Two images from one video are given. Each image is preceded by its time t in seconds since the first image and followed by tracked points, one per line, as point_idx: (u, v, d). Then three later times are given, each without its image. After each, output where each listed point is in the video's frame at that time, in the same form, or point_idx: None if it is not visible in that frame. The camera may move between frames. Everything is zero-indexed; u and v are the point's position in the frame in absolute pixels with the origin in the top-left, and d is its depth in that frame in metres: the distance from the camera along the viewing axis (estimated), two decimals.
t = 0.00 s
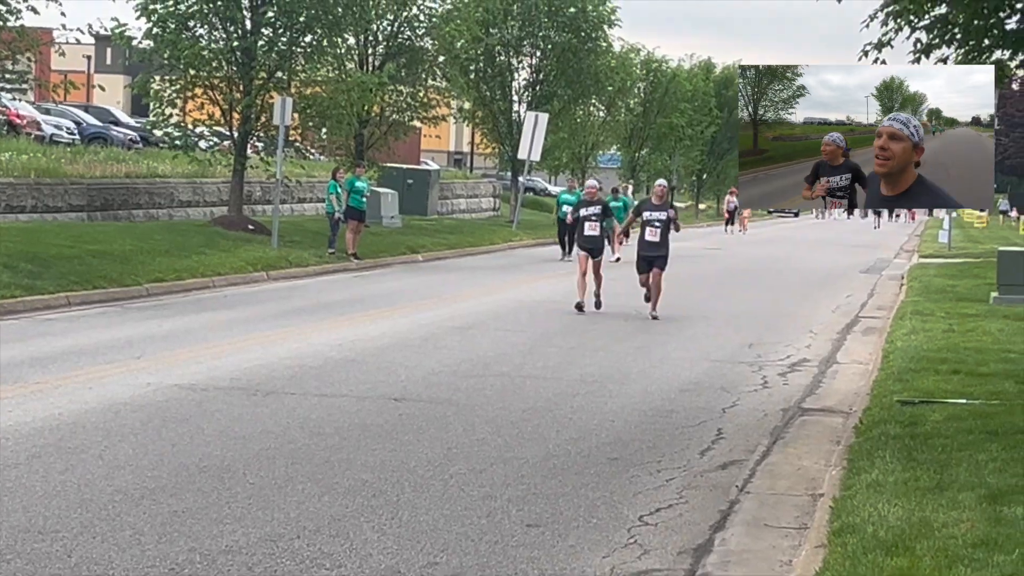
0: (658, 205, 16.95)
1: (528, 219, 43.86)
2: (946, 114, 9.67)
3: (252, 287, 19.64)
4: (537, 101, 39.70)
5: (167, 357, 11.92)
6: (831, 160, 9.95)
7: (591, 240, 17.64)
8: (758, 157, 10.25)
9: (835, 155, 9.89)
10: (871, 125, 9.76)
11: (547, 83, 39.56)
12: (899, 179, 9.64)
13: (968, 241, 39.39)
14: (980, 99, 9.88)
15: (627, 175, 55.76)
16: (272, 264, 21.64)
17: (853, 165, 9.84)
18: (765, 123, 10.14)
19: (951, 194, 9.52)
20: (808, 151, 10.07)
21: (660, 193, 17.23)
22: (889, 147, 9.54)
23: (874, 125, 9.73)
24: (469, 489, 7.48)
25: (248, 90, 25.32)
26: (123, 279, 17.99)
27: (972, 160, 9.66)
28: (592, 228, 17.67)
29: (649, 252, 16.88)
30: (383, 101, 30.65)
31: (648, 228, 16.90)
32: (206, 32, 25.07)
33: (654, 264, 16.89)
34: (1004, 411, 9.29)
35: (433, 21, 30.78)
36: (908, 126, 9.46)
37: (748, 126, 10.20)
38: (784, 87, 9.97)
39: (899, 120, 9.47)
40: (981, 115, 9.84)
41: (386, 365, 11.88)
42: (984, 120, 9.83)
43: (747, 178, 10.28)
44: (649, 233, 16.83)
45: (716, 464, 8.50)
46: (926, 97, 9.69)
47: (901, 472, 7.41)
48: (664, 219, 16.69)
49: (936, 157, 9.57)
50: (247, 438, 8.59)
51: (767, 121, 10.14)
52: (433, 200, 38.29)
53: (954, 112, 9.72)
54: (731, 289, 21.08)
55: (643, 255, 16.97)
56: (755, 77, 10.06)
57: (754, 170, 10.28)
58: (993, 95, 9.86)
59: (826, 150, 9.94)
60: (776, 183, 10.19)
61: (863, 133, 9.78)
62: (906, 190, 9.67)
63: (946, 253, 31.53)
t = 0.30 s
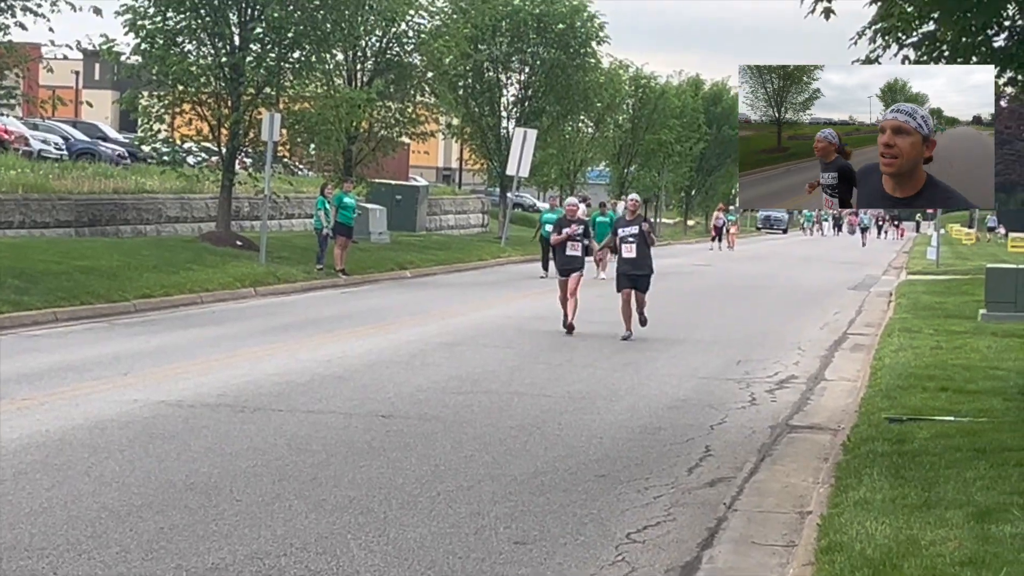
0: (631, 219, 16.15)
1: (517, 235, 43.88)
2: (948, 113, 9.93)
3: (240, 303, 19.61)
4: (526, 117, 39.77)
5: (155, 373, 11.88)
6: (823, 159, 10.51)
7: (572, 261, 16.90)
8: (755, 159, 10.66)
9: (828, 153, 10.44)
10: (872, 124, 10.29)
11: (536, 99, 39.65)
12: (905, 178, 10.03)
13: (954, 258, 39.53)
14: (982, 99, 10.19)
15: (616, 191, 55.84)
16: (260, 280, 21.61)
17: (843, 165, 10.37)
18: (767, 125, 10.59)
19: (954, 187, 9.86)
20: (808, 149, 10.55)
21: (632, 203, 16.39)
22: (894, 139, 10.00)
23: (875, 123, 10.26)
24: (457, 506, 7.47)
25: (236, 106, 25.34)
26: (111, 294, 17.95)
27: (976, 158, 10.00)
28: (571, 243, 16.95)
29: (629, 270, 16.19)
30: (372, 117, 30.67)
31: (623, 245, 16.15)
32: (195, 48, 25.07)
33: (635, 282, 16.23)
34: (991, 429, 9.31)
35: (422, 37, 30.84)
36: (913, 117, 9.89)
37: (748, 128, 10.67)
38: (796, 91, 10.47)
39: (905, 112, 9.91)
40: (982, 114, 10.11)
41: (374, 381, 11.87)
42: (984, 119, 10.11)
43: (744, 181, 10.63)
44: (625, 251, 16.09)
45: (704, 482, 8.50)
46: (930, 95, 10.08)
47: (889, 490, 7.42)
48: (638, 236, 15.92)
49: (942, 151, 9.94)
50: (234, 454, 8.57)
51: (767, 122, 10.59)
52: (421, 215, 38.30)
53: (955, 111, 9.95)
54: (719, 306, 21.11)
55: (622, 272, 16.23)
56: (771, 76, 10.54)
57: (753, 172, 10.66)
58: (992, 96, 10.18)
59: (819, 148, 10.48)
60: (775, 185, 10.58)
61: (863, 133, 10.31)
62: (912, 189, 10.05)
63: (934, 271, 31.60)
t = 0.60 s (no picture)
0: (612, 234, 15.78)
1: (505, 249, 43.89)
2: (949, 112, 9.53)
3: (228, 317, 19.57)
4: (514, 131, 39.86)
5: (141, 387, 11.85)
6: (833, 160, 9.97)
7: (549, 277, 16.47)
8: (765, 158, 10.12)
9: (837, 154, 9.91)
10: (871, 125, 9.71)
11: (524, 114, 39.75)
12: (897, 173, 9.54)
13: (941, 272, 39.69)
14: (981, 97, 9.70)
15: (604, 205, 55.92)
16: (248, 294, 21.59)
17: (855, 165, 9.90)
18: (777, 126, 10.00)
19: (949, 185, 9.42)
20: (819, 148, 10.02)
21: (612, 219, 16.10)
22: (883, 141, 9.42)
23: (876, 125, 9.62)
24: (443, 521, 7.47)
25: (224, 120, 25.37)
26: (97, 308, 17.91)
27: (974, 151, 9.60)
28: (545, 258, 16.37)
29: (605, 286, 15.67)
30: (360, 131, 30.71)
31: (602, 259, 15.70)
32: (183, 62, 25.08)
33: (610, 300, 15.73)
34: (976, 444, 9.34)
35: (410, 51, 30.93)
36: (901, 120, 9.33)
37: (762, 128, 10.05)
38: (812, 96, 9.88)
39: (892, 115, 9.34)
40: (982, 112, 9.67)
41: (361, 396, 11.86)
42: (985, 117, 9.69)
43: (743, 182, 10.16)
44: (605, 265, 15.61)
45: (691, 496, 8.51)
46: (930, 95, 9.56)
47: (875, 505, 7.44)
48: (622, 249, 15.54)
49: (934, 144, 9.46)
50: (220, 469, 8.55)
51: (782, 124, 10.00)
52: (410, 230, 38.31)
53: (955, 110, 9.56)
54: (707, 321, 21.15)
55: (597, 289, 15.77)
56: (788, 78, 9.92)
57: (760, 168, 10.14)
58: (993, 93, 9.68)
59: (828, 149, 9.93)
60: (774, 185, 10.10)
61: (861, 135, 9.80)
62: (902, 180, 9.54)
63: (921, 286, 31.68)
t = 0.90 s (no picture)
0: (581, 246, 15.27)
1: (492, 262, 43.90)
2: (946, 112, 8.79)
3: (215, 329, 19.54)
4: (502, 143, 39.92)
5: (127, 400, 11.82)
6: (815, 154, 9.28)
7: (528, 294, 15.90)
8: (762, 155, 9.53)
9: (819, 148, 9.19)
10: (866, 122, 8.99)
11: (512, 126, 39.82)
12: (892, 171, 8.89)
13: (928, 285, 39.84)
14: (980, 97, 8.87)
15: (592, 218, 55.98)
16: (234, 306, 21.56)
17: (834, 162, 9.20)
18: (780, 127, 9.40)
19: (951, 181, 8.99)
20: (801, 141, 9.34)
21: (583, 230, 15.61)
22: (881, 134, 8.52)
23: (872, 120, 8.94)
24: (429, 533, 7.47)
25: (212, 132, 25.35)
26: (84, 320, 17.87)
27: (972, 153, 9.06)
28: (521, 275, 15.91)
29: (578, 300, 15.16)
30: (348, 144, 30.74)
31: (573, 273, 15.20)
32: (170, 74, 25.02)
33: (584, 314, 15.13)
34: (962, 456, 9.38)
35: (397, 63, 30.99)
36: (900, 104, 8.27)
37: (768, 127, 9.42)
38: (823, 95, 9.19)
39: (891, 98, 8.27)
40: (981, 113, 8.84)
41: (348, 408, 11.84)
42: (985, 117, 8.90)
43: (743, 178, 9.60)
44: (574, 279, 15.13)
45: (677, 509, 8.52)
46: (930, 96, 8.81)
47: (860, 517, 7.46)
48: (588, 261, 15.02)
49: (934, 144, 8.80)
50: (206, 481, 8.54)
51: (791, 123, 9.37)
52: (397, 242, 38.31)
53: (954, 110, 8.77)
54: (694, 334, 21.18)
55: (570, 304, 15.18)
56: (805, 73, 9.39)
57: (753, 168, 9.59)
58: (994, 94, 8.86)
59: (810, 142, 9.24)
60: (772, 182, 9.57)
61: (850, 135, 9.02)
62: (899, 182, 8.98)
63: (907, 299, 31.77)
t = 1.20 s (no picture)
0: (562, 253, 14.82)
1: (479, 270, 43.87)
2: (945, 111, 8.55)
3: (200, 337, 19.49)
4: (488, 151, 39.93)
5: (112, 408, 11.78)
6: (824, 162, 9.05)
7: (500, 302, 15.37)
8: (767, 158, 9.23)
9: (828, 156, 8.99)
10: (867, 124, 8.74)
11: (498, 135, 39.85)
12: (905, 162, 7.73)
13: (913, 294, 39.92)
14: (979, 95, 8.73)
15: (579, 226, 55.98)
16: (221, 314, 21.51)
17: (847, 169, 8.97)
18: (790, 127, 9.07)
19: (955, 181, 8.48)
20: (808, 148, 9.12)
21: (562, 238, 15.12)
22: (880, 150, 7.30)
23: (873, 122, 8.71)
24: (415, 541, 7.46)
25: (198, 140, 25.32)
26: (69, 328, 17.80)
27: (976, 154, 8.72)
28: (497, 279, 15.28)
29: (552, 308, 14.67)
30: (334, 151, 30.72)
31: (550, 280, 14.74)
32: (157, 82, 25.04)
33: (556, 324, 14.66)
34: (948, 464, 9.41)
35: (385, 71, 31.00)
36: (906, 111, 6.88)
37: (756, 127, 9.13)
38: (830, 99, 8.92)
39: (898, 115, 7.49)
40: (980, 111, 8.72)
41: (333, 416, 11.82)
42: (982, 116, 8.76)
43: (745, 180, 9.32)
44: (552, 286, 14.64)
45: (664, 517, 8.54)
46: (928, 95, 8.59)
47: (847, 525, 7.48)
48: (570, 269, 14.58)
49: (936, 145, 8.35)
50: (191, 488, 8.53)
51: (799, 123, 9.07)
52: (383, 250, 38.27)
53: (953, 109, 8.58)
54: (682, 342, 21.20)
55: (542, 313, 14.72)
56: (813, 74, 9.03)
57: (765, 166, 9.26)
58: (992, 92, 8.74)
59: (817, 150, 9.02)
60: (776, 185, 9.25)
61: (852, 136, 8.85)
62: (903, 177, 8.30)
63: (893, 307, 31.84)
